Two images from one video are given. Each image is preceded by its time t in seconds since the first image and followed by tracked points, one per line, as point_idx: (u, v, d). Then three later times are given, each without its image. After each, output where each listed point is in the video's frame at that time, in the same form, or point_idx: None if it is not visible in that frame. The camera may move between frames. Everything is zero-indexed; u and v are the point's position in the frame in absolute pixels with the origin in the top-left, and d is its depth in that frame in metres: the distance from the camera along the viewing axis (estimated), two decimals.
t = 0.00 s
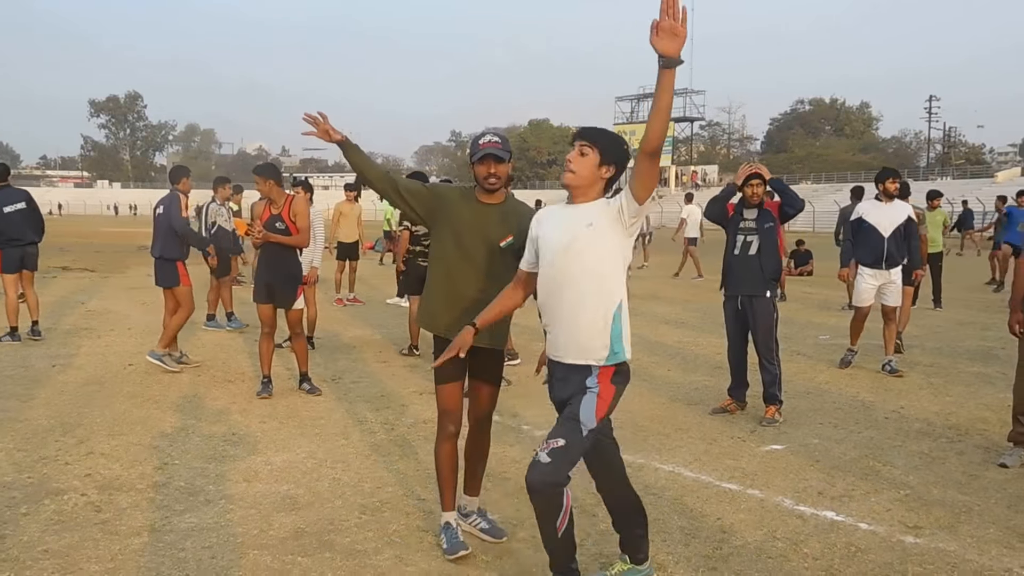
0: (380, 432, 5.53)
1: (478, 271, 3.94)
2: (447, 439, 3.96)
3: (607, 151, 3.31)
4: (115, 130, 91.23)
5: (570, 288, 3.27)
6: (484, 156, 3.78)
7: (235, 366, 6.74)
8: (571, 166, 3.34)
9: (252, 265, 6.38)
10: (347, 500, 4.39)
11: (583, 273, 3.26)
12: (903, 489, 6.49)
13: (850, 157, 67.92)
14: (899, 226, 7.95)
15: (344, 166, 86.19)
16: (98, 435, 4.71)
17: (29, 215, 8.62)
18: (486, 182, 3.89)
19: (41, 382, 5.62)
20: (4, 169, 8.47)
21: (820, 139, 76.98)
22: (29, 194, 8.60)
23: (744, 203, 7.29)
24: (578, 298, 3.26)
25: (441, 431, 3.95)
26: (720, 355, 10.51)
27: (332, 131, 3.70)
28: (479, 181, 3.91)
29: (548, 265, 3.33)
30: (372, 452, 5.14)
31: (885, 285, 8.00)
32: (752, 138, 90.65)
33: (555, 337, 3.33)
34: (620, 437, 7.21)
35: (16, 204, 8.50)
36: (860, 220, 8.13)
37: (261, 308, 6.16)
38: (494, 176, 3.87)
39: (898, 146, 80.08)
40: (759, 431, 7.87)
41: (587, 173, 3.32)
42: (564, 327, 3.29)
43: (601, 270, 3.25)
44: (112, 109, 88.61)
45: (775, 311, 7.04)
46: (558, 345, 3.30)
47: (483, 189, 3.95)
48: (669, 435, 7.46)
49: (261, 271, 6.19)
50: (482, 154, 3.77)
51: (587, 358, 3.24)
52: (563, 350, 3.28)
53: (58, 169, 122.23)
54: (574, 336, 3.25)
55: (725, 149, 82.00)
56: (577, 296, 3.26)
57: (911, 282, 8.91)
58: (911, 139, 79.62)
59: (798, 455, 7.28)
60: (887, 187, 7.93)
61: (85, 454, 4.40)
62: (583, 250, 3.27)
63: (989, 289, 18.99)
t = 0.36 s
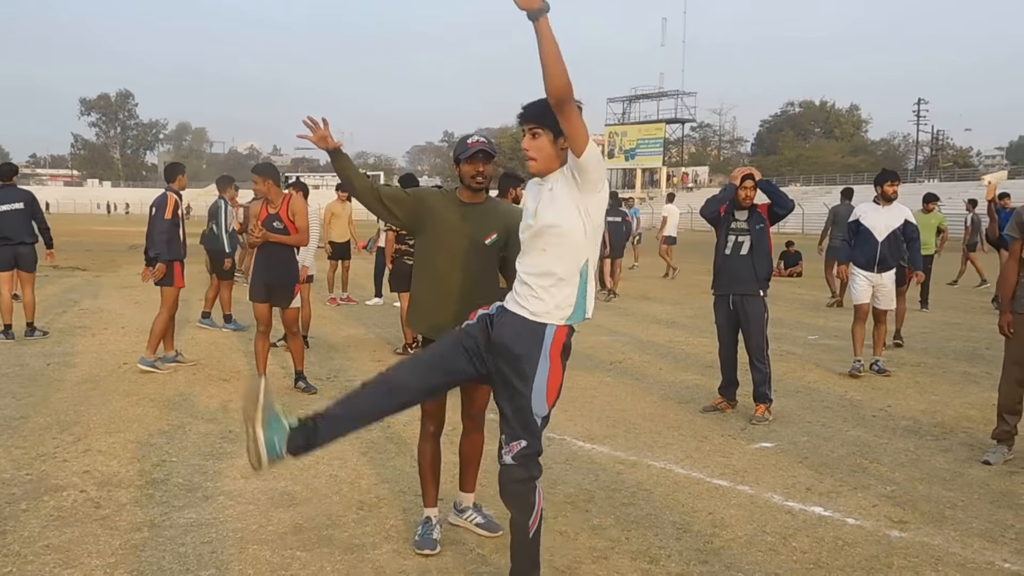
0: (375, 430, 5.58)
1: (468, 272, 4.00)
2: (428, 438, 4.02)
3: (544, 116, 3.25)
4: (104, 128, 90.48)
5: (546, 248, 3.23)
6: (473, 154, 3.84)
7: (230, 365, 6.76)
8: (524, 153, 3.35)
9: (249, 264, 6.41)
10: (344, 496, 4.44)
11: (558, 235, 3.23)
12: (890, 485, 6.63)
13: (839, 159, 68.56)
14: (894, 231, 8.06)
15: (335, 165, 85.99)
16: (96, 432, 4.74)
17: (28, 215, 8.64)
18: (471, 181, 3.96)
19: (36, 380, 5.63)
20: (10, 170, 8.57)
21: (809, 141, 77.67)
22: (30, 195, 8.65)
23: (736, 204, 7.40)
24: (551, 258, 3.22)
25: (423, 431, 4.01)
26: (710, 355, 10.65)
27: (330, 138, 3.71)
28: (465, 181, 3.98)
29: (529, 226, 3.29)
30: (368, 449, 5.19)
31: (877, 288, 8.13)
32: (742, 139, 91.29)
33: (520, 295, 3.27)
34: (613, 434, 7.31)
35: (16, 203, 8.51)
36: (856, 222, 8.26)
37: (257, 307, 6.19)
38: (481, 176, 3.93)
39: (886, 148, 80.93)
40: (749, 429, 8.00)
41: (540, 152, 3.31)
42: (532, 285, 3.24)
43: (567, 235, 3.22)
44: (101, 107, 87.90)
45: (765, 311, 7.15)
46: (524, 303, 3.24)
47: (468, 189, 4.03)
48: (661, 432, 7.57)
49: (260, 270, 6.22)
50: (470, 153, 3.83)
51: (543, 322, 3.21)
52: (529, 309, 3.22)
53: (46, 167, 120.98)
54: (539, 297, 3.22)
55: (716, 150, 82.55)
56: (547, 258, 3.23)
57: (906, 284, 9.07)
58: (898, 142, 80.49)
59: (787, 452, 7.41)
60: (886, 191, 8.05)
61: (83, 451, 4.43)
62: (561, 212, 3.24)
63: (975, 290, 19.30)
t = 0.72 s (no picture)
0: (372, 427, 5.62)
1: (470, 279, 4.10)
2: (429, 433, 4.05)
3: (478, 129, 3.10)
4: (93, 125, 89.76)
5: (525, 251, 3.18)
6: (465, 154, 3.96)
7: (225, 363, 6.78)
8: (475, 171, 3.25)
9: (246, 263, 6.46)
10: (342, 492, 4.49)
11: (532, 237, 3.18)
12: (878, 481, 6.76)
13: (828, 160, 69.14)
14: (883, 231, 8.21)
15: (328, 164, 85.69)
16: (94, 429, 4.76)
17: (31, 215, 8.65)
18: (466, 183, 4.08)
19: (32, 378, 5.63)
20: (26, 168, 8.59)
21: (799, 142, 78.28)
22: (36, 196, 8.61)
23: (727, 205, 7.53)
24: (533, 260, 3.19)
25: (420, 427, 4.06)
26: (701, 353, 10.77)
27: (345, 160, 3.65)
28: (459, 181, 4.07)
29: (501, 234, 3.18)
30: (364, 446, 5.24)
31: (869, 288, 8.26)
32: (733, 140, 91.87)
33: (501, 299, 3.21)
34: (606, 432, 7.39)
35: (19, 203, 8.50)
36: (845, 225, 8.40)
37: (255, 305, 6.24)
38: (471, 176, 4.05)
39: (874, 149, 81.71)
40: (740, 426, 8.11)
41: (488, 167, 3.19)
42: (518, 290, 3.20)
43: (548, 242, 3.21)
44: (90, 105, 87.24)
45: (755, 310, 7.26)
46: (510, 309, 3.18)
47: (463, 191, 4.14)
48: (654, 430, 7.66)
49: (258, 268, 6.27)
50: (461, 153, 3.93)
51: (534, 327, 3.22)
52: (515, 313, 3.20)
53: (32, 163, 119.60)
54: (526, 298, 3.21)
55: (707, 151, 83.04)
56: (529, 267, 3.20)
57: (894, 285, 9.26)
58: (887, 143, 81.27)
59: (776, 449, 7.52)
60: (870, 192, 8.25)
61: (82, 448, 4.46)
62: (534, 213, 3.18)
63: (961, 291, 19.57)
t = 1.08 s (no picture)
0: (367, 423, 5.67)
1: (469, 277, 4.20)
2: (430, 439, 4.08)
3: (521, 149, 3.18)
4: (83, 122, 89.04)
5: (490, 269, 3.22)
6: (470, 157, 4.00)
7: (221, 360, 6.80)
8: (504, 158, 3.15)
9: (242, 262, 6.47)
10: (340, 487, 4.54)
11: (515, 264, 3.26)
12: (866, 476, 6.89)
13: (819, 160, 69.69)
14: (875, 229, 8.38)
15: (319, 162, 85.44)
16: (91, 426, 4.79)
17: (28, 212, 8.63)
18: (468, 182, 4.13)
19: (28, 376, 5.64)
20: (34, 166, 8.59)
21: (791, 142, 78.83)
22: (33, 192, 8.61)
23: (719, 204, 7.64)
24: (498, 278, 3.22)
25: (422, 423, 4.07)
26: (693, 351, 10.89)
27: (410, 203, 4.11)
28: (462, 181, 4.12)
29: (488, 252, 3.22)
30: (360, 442, 5.28)
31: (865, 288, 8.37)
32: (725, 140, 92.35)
33: (460, 327, 3.20)
34: (599, 428, 7.48)
35: (16, 199, 8.59)
36: (838, 226, 8.48)
37: (251, 302, 6.26)
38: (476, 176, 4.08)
39: (864, 150, 82.42)
40: (732, 423, 8.22)
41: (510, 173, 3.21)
42: (486, 314, 3.21)
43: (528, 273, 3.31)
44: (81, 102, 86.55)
45: (746, 308, 7.37)
46: (479, 324, 3.19)
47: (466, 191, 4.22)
48: (647, 426, 7.75)
49: (254, 267, 6.29)
50: (466, 155, 4.00)
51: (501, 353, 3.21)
52: (473, 343, 3.18)
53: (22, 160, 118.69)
54: (487, 324, 3.21)
55: (699, 150, 83.44)
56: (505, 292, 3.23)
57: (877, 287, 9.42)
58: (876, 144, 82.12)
59: (767, 445, 7.65)
60: (857, 192, 8.44)
61: (80, 444, 4.49)
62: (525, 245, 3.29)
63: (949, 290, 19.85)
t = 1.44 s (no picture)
0: (363, 420, 5.73)
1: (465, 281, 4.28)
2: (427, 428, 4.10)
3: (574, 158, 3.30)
4: (75, 120, 88.50)
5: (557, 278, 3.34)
6: (471, 160, 4.03)
7: (217, 358, 6.84)
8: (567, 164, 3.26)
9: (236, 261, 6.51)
10: (336, 482, 4.60)
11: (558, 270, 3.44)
12: (855, 470, 7.01)
13: (811, 159, 70.11)
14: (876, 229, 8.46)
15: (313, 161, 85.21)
16: (89, 422, 4.84)
17: (28, 210, 8.69)
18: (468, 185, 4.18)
19: (25, 374, 5.67)
20: (37, 166, 8.49)
21: (783, 142, 79.27)
22: (31, 188, 8.65)
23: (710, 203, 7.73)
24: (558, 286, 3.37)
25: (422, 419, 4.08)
26: (686, 349, 11.00)
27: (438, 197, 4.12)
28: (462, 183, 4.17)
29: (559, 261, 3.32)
30: (355, 438, 5.34)
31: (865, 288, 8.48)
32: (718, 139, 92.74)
33: (543, 335, 3.23)
34: (592, 424, 7.58)
35: (18, 198, 8.65)
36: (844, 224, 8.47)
37: (246, 301, 6.30)
38: (478, 179, 4.14)
39: (856, 149, 82.95)
40: (723, 418, 8.34)
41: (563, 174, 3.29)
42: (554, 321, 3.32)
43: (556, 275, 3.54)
44: (73, 100, 86.05)
45: (736, 306, 7.47)
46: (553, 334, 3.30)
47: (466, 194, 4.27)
48: (639, 422, 7.85)
49: (248, 266, 6.33)
50: (467, 159, 4.02)
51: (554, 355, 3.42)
52: (544, 347, 3.22)
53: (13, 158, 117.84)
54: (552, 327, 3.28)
55: (693, 149, 83.68)
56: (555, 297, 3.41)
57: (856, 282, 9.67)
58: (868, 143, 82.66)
59: (757, 440, 7.77)
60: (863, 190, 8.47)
61: (78, 440, 4.54)
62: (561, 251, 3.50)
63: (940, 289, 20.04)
